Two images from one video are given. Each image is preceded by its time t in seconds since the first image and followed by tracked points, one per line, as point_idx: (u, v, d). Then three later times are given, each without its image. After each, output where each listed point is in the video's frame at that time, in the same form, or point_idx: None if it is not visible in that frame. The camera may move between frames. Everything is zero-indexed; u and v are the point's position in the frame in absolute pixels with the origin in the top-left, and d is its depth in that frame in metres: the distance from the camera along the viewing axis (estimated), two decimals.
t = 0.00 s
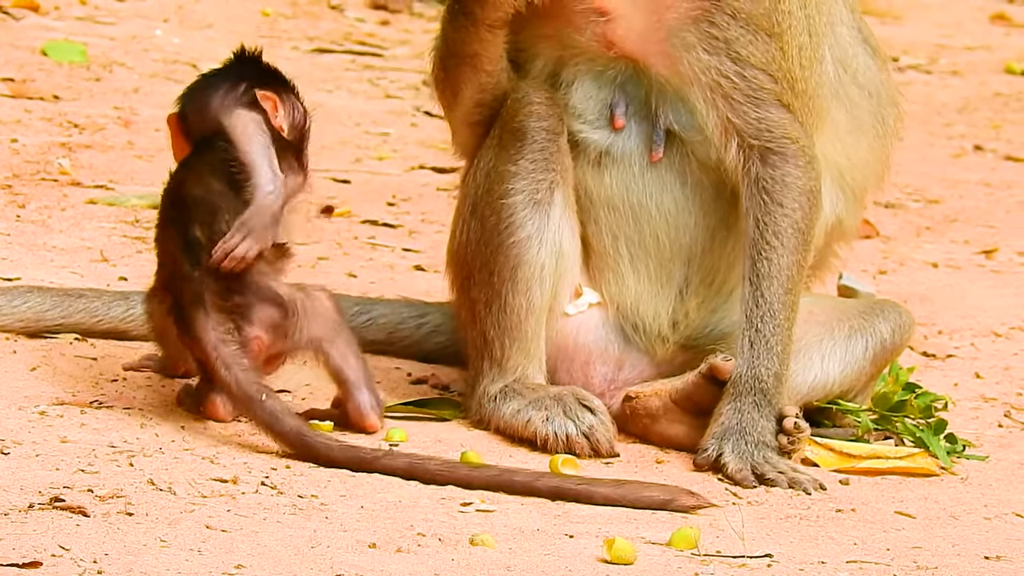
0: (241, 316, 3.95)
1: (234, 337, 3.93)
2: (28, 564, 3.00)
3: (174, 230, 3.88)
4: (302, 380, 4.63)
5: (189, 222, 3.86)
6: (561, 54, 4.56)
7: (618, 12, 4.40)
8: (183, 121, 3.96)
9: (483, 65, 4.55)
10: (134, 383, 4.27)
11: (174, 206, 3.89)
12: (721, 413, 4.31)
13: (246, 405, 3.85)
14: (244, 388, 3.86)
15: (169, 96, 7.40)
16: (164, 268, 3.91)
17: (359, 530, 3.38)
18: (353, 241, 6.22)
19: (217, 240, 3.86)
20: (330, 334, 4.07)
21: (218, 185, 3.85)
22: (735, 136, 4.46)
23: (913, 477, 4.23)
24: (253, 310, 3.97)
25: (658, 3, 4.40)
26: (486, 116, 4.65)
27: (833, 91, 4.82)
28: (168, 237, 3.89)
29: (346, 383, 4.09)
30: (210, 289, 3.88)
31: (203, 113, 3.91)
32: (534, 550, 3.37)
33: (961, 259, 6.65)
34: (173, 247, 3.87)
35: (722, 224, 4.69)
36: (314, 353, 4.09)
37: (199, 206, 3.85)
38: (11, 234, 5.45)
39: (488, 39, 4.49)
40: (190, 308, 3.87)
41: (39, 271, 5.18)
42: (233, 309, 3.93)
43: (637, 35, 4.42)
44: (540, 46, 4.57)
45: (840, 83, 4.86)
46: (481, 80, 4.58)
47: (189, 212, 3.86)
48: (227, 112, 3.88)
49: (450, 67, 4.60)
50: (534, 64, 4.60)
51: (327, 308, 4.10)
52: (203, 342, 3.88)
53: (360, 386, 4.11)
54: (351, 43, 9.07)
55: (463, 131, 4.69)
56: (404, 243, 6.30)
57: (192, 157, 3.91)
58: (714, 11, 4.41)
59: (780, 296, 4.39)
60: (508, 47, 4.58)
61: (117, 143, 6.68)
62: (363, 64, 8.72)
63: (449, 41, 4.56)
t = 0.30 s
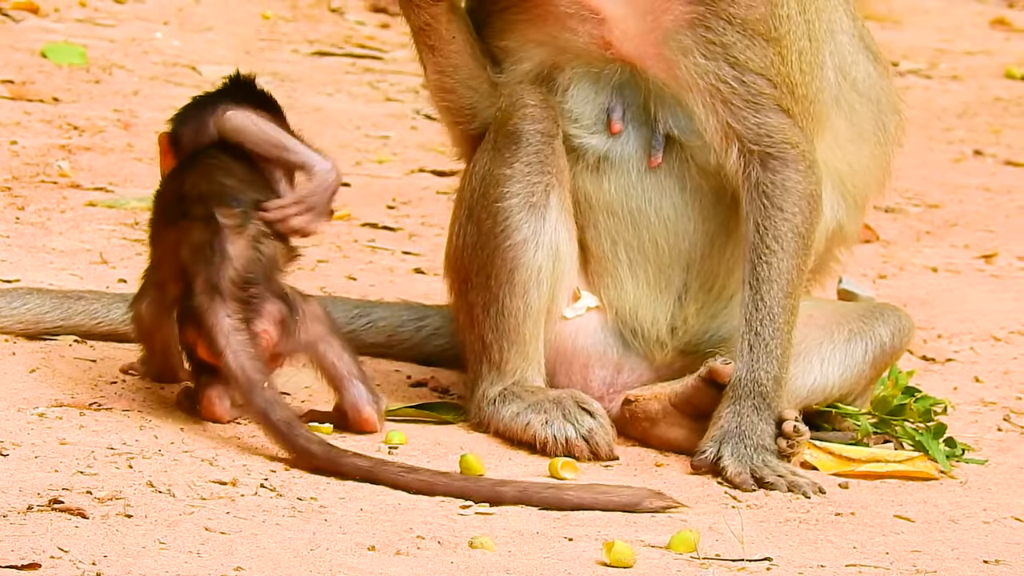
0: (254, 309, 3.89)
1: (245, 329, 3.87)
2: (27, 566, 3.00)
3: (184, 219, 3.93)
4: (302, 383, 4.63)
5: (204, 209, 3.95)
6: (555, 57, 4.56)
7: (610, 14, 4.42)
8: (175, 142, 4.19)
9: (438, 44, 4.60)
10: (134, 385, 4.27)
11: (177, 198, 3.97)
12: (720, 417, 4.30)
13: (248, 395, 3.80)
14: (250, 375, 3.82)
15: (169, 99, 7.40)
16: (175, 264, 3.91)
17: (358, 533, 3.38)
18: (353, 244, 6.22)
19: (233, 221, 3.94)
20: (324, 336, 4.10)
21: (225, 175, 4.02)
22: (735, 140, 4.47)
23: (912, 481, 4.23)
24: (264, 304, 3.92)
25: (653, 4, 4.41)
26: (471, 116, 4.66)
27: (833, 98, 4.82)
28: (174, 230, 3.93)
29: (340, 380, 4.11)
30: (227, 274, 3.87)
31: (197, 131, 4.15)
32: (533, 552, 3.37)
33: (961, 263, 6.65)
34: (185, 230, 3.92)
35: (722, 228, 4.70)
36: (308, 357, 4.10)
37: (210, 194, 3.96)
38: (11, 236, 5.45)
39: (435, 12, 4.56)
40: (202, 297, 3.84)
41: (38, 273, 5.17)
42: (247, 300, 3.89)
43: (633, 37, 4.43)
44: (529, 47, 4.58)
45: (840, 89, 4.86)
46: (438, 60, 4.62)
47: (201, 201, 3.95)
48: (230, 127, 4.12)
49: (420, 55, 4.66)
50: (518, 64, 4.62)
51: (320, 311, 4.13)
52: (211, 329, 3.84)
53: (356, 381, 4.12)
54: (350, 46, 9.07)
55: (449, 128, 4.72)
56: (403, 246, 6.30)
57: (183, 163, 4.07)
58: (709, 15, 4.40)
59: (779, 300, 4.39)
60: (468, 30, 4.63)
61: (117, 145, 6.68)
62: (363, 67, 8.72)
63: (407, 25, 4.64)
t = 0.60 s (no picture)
0: (256, 335, 3.89)
1: (251, 355, 3.88)
2: (21, 569, 3.00)
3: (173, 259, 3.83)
4: (297, 385, 4.63)
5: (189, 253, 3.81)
6: (551, 59, 4.56)
7: (609, 18, 4.44)
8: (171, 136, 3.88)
9: (445, 58, 4.61)
10: (129, 387, 4.27)
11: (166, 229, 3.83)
12: (715, 419, 4.30)
13: (259, 419, 3.81)
14: (257, 400, 3.83)
15: (165, 101, 7.40)
16: (169, 296, 3.88)
17: (353, 535, 3.38)
18: (349, 246, 6.21)
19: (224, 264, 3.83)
20: (321, 340, 4.07)
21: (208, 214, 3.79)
22: (731, 141, 4.46)
23: (907, 482, 4.24)
24: (267, 329, 3.91)
25: (651, 7, 4.42)
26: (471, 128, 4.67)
27: (829, 98, 4.82)
28: (166, 266, 3.85)
29: (338, 386, 4.11)
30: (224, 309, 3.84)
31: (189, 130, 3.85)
32: (528, 555, 3.37)
33: (957, 265, 6.65)
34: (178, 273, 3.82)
35: (717, 230, 4.70)
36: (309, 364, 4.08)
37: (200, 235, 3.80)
38: (7, 238, 5.45)
39: (442, 27, 4.58)
40: (203, 330, 3.84)
41: (34, 275, 5.17)
42: (249, 328, 3.88)
43: (630, 40, 4.44)
44: (528, 53, 4.58)
45: (836, 90, 4.86)
46: (443, 75, 4.63)
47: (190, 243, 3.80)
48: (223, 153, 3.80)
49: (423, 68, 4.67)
50: (516, 70, 4.62)
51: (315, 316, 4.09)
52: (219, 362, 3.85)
53: (354, 389, 4.13)
54: (347, 48, 9.07)
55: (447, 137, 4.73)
56: (398, 248, 6.30)
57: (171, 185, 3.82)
58: (706, 17, 4.41)
59: (775, 301, 4.39)
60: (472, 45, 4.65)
61: (113, 147, 6.68)
62: (359, 69, 8.72)
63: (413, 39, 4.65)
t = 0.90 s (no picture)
0: (251, 357, 3.88)
1: (245, 376, 3.87)
2: (15, 573, 2.99)
3: (171, 273, 3.86)
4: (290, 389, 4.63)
5: (189, 267, 3.85)
6: (546, 65, 4.57)
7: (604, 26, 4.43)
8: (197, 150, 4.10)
9: (459, 67, 4.56)
10: (123, 391, 4.26)
11: (164, 240, 3.88)
12: (709, 424, 4.30)
13: (254, 436, 3.80)
14: (249, 416, 3.81)
15: (158, 104, 7.40)
16: (167, 313, 3.89)
17: (346, 540, 3.38)
18: (341, 249, 6.21)
19: (220, 284, 3.86)
20: (312, 350, 4.07)
21: (218, 226, 3.89)
22: (724, 147, 4.47)
23: (900, 488, 4.24)
24: (261, 350, 3.90)
25: (645, 15, 4.42)
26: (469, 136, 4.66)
27: (821, 104, 4.82)
28: (162, 282, 3.87)
29: (330, 390, 4.11)
30: (218, 336, 3.84)
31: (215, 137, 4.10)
32: (522, 560, 3.37)
33: (949, 270, 6.66)
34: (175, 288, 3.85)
35: (710, 235, 4.70)
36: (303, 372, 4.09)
37: (199, 248, 3.86)
38: None
39: (460, 37, 4.53)
40: (200, 354, 3.84)
41: (26, 278, 5.17)
42: (245, 351, 3.87)
43: (623, 47, 4.45)
44: (526, 58, 4.57)
45: (829, 95, 4.87)
46: (456, 82, 4.58)
47: (189, 256, 3.85)
48: (227, 182, 3.95)
49: (430, 72, 4.63)
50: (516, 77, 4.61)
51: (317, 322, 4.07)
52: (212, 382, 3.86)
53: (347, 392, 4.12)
54: (340, 51, 9.07)
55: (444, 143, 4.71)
56: (391, 251, 6.30)
57: (175, 192, 3.91)
58: (700, 23, 4.41)
59: (767, 307, 4.39)
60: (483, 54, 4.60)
61: (106, 150, 6.68)
62: (352, 72, 8.72)
63: (425, 44, 4.59)
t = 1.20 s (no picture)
0: (218, 384, 3.89)
1: (215, 402, 3.87)
2: None
3: (136, 301, 3.85)
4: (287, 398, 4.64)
5: (157, 296, 3.84)
6: (544, 69, 4.57)
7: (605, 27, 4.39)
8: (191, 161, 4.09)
9: (493, 67, 4.44)
10: (119, 399, 4.26)
11: (131, 268, 3.86)
12: (705, 432, 4.30)
13: (233, 456, 3.79)
14: (226, 437, 3.80)
15: (154, 112, 7.40)
16: (134, 341, 3.89)
17: (342, 547, 3.37)
18: (338, 257, 6.21)
19: (185, 313, 3.84)
20: (291, 362, 4.12)
21: (184, 258, 3.86)
22: (720, 153, 4.47)
23: (897, 495, 4.24)
24: (230, 376, 3.91)
25: (644, 20, 4.40)
26: (481, 119, 4.60)
27: (817, 110, 4.83)
28: (129, 309, 3.87)
29: (309, 405, 4.13)
30: (184, 365, 3.84)
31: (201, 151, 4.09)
32: (518, 568, 3.37)
33: (946, 278, 6.67)
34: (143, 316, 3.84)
35: (705, 243, 4.70)
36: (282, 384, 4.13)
37: (166, 278, 3.84)
38: None
39: (506, 41, 4.36)
40: (168, 384, 3.86)
41: (23, 286, 5.17)
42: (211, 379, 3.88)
43: (622, 51, 4.42)
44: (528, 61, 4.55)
45: (825, 100, 4.87)
46: (488, 83, 4.48)
47: (155, 285, 3.83)
48: (201, 217, 3.91)
49: (456, 72, 4.46)
50: (521, 77, 4.59)
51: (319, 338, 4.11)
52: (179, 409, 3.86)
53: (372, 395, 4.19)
54: (336, 59, 9.08)
55: (453, 127, 4.61)
56: (388, 259, 6.30)
57: (146, 220, 3.88)
58: (700, 28, 4.41)
59: (763, 314, 4.39)
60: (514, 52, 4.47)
61: (102, 158, 6.68)
62: (349, 80, 8.73)
63: (457, 46, 4.41)
